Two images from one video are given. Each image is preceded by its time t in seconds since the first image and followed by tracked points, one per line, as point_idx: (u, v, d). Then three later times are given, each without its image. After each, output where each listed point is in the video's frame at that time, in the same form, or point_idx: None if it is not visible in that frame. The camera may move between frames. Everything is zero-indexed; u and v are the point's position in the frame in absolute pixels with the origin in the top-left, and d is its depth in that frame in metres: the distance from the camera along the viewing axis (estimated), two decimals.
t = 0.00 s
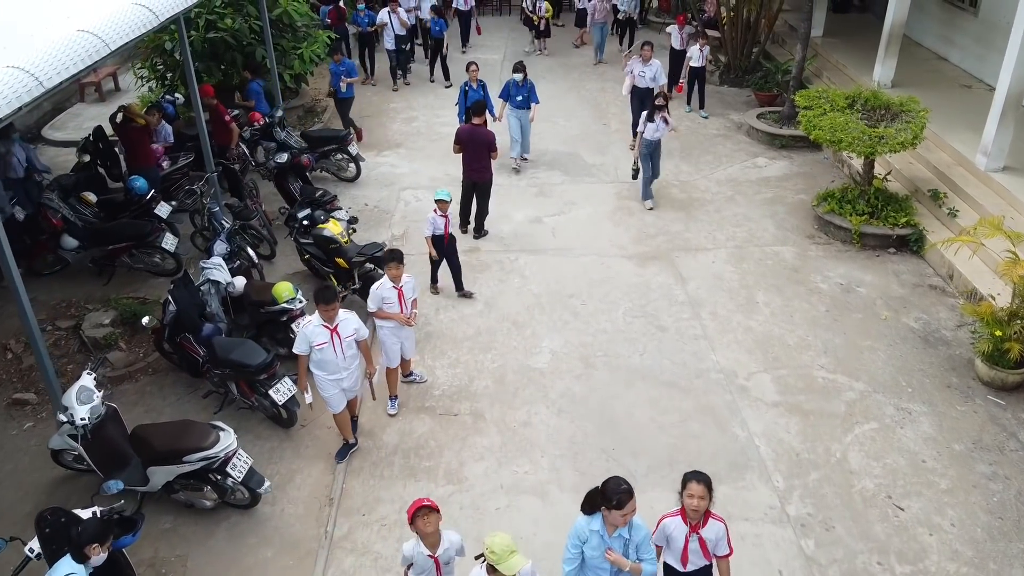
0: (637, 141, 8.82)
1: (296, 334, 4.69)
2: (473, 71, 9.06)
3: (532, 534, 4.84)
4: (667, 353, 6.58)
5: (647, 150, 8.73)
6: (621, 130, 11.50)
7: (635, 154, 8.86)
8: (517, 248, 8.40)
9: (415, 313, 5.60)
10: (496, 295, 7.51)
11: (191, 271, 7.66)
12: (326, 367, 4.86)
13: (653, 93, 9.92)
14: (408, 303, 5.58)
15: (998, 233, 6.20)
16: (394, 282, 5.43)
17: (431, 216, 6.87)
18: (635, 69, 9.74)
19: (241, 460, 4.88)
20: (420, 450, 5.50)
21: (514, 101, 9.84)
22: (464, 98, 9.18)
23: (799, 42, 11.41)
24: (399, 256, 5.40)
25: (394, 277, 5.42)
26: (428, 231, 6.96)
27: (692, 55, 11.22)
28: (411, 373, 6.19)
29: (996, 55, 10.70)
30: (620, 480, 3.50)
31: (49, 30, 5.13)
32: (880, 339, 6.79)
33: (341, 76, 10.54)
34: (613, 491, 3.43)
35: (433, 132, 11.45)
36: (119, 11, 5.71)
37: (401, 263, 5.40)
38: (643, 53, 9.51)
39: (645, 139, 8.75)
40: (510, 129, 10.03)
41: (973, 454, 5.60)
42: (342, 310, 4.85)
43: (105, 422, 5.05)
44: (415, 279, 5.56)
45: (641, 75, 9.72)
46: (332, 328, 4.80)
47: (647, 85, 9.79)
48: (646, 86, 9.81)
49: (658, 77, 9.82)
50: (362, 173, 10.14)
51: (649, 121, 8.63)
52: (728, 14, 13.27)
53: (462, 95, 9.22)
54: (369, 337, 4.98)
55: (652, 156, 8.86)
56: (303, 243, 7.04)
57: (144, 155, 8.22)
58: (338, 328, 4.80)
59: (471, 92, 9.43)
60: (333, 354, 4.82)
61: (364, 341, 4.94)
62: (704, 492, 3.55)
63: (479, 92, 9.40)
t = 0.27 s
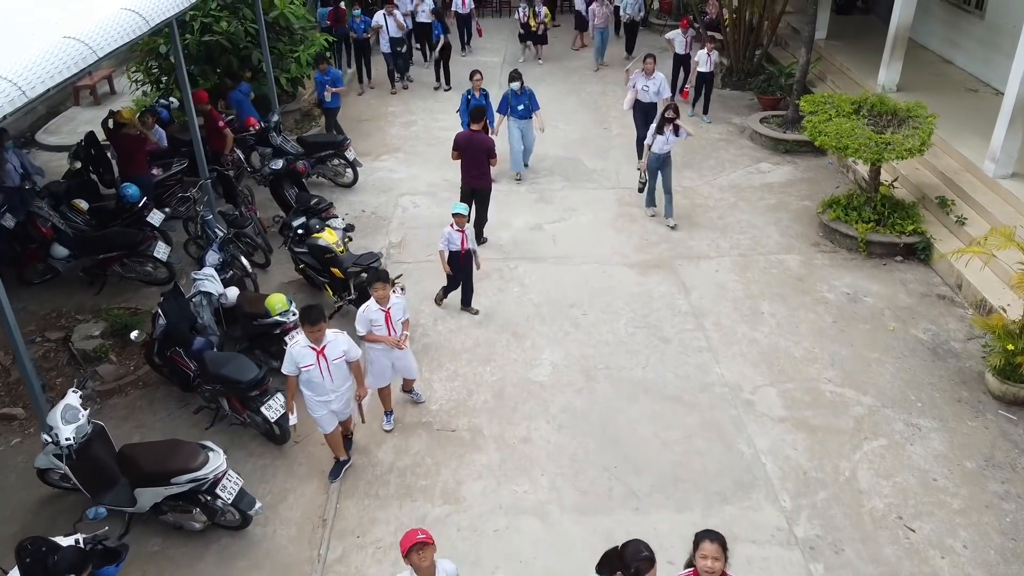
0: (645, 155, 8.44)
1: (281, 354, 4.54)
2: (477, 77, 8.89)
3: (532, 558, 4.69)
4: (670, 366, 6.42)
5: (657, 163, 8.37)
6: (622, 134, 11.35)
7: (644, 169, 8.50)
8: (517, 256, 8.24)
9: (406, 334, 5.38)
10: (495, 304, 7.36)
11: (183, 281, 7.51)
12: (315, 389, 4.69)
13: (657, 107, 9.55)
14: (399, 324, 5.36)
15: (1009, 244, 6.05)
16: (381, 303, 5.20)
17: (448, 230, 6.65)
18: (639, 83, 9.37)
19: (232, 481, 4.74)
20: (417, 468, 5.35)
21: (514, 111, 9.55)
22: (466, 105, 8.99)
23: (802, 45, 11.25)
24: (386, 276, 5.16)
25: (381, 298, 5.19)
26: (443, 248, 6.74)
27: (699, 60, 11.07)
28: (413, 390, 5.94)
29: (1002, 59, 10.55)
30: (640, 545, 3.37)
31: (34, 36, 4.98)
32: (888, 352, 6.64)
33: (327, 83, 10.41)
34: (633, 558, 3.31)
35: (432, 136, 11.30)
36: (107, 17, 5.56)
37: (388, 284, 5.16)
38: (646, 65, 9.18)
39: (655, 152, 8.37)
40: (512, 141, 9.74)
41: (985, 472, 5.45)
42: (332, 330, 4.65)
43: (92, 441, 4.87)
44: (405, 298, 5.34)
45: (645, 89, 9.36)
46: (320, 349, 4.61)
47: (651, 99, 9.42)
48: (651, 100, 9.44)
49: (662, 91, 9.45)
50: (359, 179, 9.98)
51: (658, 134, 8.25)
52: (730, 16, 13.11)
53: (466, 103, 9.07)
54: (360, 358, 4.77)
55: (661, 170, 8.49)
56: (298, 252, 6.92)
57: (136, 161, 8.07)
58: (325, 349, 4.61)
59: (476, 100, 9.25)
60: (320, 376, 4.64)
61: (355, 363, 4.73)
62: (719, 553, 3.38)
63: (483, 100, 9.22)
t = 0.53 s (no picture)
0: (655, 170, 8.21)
1: (267, 373, 4.36)
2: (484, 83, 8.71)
3: None
4: (673, 379, 6.26)
5: (667, 177, 8.13)
6: (623, 138, 11.20)
7: (653, 184, 8.26)
8: (516, 264, 8.09)
9: (402, 357, 5.08)
10: (494, 314, 7.20)
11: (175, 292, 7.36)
12: (301, 411, 4.50)
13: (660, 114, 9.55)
14: (395, 347, 5.07)
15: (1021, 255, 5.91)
16: (376, 327, 4.91)
17: (460, 248, 6.39)
18: (642, 91, 9.36)
19: (221, 503, 4.58)
20: (413, 487, 5.20)
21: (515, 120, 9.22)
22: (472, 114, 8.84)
23: (806, 48, 11.08)
24: (381, 298, 4.86)
25: (376, 322, 4.89)
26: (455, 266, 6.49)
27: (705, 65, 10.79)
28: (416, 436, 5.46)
29: (1009, 63, 10.39)
30: None
31: (18, 43, 4.83)
32: (896, 365, 6.49)
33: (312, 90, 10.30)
34: None
35: (430, 140, 11.15)
36: (94, 23, 5.41)
37: (383, 306, 4.85)
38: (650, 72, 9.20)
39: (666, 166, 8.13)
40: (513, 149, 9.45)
41: (997, 491, 5.30)
42: (321, 354, 4.39)
43: (76, 461, 4.77)
44: (401, 320, 5.04)
45: (648, 96, 9.36)
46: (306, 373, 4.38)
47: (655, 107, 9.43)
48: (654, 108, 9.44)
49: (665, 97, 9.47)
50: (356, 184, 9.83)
51: (670, 148, 8.03)
52: (733, 18, 12.96)
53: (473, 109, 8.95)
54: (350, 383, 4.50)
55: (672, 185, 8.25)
56: (292, 262, 6.77)
57: (128, 168, 7.93)
58: (310, 373, 4.35)
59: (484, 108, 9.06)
60: (305, 400, 4.42)
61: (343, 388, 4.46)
62: None
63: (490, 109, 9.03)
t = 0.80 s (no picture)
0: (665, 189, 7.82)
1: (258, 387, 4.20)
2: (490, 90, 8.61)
3: None
4: (677, 393, 6.11)
5: (675, 196, 7.75)
6: (624, 142, 11.06)
7: (662, 203, 7.87)
8: (516, 272, 7.94)
9: (407, 388, 4.80)
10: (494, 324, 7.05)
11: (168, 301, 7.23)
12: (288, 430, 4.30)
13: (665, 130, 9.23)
14: (401, 377, 4.79)
15: None
16: (382, 353, 4.66)
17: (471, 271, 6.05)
18: (647, 105, 9.06)
19: (210, 527, 4.45)
20: (409, 507, 5.05)
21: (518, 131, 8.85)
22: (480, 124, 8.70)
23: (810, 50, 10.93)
24: (389, 325, 4.59)
25: (382, 348, 4.63)
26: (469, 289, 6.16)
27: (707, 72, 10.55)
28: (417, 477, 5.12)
29: (1016, 66, 10.24)
30: None
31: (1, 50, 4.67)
32: (905, 378, 6.34)
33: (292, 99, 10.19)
34: None
35: (429, 145, 11.01)
36: (81, 29, 5.26)
37: (391, 334, 4.59)
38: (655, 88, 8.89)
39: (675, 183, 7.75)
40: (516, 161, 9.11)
41: (1011, 510, 5.14)
42: (311, 373, 4.18)
43: (63, 480, 4.61)
44: (410, 350, 4.76)
45: (654, 111, 9.05)
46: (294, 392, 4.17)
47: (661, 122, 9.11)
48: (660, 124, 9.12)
49: (670, 113, 9.13)
50: (354, 190, 9.68)
51: (678, 164, 7.67)
52: (735, 20, 12.81)
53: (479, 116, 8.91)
54: (340, 407, 4.27)
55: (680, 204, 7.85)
56: (287, 272, 6.63)
57: (121, 175, 7.79)
58: (296, 392, 4.15)
59: (488, 116, 8.97)
60: (291, 419, 4.21)
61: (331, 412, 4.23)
62: None
63: (495, 116, 8.93)
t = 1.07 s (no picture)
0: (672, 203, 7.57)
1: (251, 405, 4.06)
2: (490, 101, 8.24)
3: None
4: (680, 408, 5.95)
5: (682, 211, 7.49)
6: (626, 147, 10.91)
7: (669, 218, 7.61)
8: (516, 280, 7.79)
9: (415, 418, 4.53)
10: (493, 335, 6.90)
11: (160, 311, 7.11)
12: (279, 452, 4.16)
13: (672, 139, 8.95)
14: (411, 405, 4.52)
15: None
16: (391, 379, 4.41)
17: (486, 288, 5.80)
18: (654, 114, 8.79)
19: (199, 552, 4.30)
20: (406, 528, 4.90)
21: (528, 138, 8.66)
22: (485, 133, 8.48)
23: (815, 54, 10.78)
24: (401, 350, 4.33)
25: (391, 374, 4.37)
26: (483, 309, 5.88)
27: (710, 78, 10.31)
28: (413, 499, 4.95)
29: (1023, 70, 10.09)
30: None
31: None
32: (914, 392, 6.19)
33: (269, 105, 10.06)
34: None
35: (428, 149, 10.86)
36: (68, 35, 5.10)
37: (402, 360, 4.33)
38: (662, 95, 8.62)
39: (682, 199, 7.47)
40: (523, 170, 8.89)
41: None
42: (305, 398, 4.02)
43: (48, 502, 4.49)
44: (422, 378, 4.49)
45: (660, 120, 8.77)
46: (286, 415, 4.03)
47: (667, 131, 8.81)
48: (666, 132, 8.83)
49: (677, 122, 8.89)
50: (351, 196, 9.53)
51: (686, 179, 7.37)
52: (738, 22, 12.66)
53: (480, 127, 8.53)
54: (330, 435, 4.10)
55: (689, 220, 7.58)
56: (281, 282, 6.48)
57: (113, 182, 7.64)
58: (286, 416, 4.00)
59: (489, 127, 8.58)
60: (281, 444, 4.07)
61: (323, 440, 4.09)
62: None
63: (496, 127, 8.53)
